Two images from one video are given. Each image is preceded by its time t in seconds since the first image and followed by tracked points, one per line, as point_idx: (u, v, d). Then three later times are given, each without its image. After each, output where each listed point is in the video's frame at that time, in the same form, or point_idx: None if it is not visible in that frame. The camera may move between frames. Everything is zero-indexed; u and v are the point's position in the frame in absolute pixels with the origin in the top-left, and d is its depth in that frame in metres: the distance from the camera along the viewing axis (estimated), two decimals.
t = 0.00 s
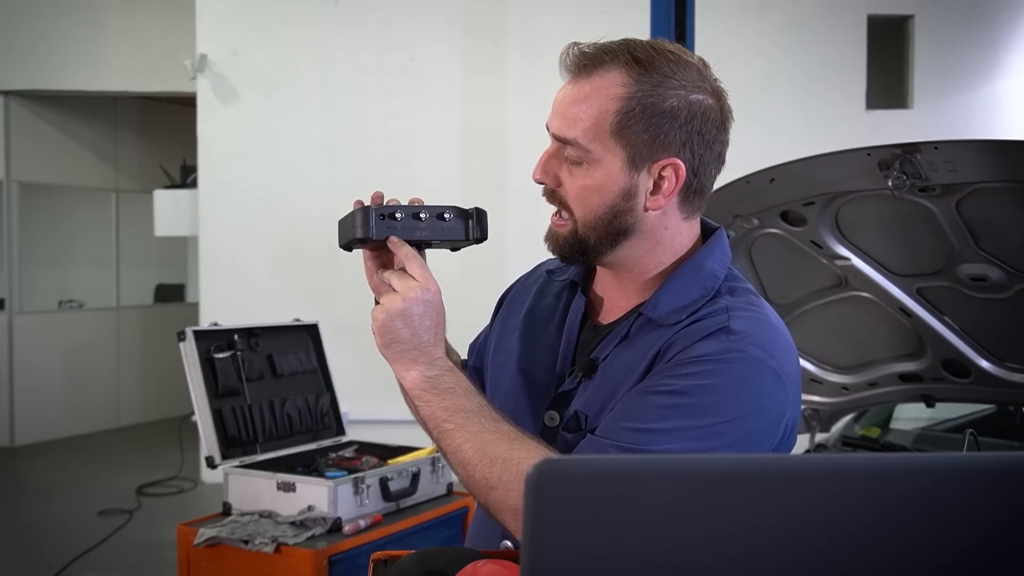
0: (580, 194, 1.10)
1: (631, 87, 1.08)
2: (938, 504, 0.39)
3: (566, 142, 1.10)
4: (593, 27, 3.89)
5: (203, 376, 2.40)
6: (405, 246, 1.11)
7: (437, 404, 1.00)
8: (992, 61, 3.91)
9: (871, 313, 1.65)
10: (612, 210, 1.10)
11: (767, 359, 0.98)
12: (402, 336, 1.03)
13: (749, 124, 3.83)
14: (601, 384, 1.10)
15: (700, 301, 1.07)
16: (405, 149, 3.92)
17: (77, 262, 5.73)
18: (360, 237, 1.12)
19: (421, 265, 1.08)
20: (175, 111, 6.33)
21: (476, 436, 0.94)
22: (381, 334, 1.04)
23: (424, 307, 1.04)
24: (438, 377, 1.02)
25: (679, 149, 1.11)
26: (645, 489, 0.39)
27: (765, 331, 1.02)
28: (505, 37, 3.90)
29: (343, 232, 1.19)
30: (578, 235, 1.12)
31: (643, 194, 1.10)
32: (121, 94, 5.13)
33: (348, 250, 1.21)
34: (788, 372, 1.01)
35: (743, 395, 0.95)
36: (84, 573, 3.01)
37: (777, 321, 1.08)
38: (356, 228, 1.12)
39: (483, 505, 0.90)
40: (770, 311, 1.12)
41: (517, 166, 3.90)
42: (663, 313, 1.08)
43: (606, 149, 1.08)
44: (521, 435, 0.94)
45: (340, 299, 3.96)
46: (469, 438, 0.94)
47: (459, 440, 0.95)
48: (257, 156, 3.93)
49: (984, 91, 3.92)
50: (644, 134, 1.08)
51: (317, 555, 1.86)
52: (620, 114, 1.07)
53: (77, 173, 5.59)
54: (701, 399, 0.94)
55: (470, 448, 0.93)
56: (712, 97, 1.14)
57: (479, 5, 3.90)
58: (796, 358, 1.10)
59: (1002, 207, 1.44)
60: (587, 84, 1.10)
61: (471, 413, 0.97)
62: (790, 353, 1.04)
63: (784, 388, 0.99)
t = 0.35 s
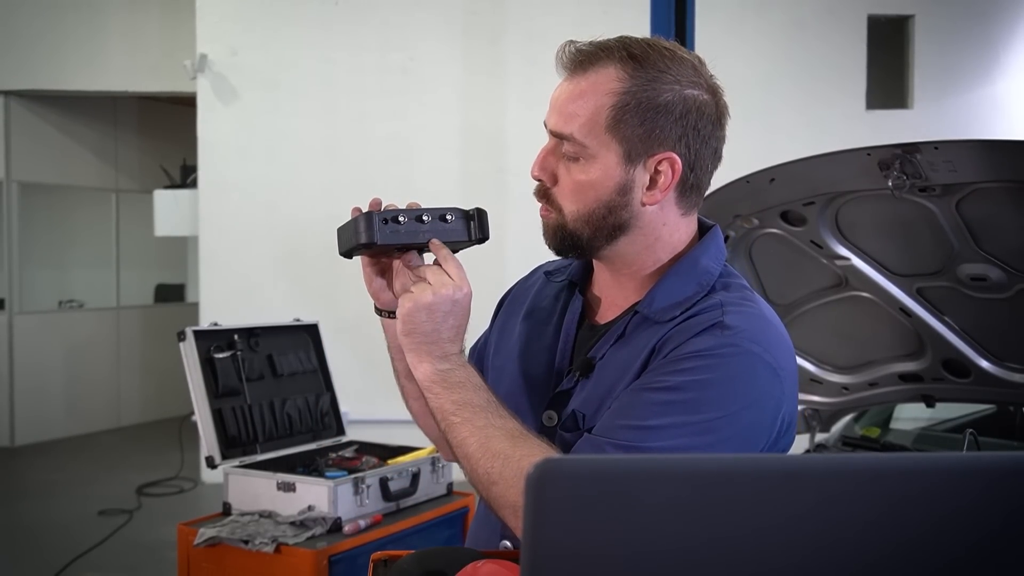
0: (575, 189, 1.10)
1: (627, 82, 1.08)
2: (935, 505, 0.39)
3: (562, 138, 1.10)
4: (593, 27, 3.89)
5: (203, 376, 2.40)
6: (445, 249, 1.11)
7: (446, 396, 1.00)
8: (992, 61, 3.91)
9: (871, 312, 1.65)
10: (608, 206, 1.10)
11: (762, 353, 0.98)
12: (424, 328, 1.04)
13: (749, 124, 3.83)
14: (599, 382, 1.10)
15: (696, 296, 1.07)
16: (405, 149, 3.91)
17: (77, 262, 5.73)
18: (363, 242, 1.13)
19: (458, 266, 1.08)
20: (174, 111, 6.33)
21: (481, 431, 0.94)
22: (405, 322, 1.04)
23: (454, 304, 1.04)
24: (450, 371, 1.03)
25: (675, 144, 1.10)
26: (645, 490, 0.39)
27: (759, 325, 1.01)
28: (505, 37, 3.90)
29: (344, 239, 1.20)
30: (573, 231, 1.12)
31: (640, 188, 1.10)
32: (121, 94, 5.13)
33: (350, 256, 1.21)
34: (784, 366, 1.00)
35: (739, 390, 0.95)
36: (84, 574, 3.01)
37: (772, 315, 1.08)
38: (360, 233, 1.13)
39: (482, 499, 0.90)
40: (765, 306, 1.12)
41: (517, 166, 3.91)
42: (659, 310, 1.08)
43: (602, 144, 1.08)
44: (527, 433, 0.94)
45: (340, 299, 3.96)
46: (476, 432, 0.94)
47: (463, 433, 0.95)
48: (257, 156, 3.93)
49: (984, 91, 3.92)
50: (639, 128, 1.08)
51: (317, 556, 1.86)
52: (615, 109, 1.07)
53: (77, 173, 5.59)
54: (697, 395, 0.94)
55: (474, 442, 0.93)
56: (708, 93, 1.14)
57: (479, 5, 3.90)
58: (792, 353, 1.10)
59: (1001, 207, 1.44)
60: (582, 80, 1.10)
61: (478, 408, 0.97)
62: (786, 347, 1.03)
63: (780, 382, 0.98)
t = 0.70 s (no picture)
0: (574, 192, 1.10)
1: (624, 85, 1.08)
2: (935, 505, 0.39)
3: (560, 141, 1.10)
4: (593, 27, 3.89)
5: (203, 376, 2.40)
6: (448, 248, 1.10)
7: (449, 393, 1.00)
8: (992, 60, 3.91)
9: (871, 312, 1.65)
10: (606, 208, 1.10)
11: (763, 355, 0.98)
12: (426, 324, 1.04)
13: (750, 125, 3.83)
14: (599, 383, 1.10)
15: (696, 298, 1.07)
16: (405, 149, 3.91)
17: (77, 262, 5.73)
18: (363, 249, 1.13)
19: (459, 261, 1.08)
20: (174, 111, 6.33)
21: (482, 429, 0.94)
22: (407, 320, 1.04)
23: (457, 300, 1.04)
24: (453, 368, 1.03)
25: (673, 146, 1.10)
26: (645, 490, 0.39)
27: (760, 327, 1.02)
28: (505, 37, 3.90)
29: (343, 245, 1.20)
30: (572, 234, 1.12)
31: (638, 191, 1.10)
32: (121, 94, 5.13)
33: (349, 261, 1.21)
34: (785, 368, 1.00)
35: (739, 391, 0.95)
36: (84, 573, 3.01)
37: (773, 317, 1.08)
38: (359, 240, 1.12)
39: (484, 497, 0.90)
40: (766, 308, 1.12)
41: (517, 166, 3.91)
42: (659, 311, 1.08)
43: (600, 146, 1.08)
44: (529, 432, 0.94)
45: (340, 299, 3.96)
46: (478, 430, 0.94)
47: (466, 431, 0.95)
48: (257, 156, 3.93)
49: (984, 91, 3.92)
50: (637, 131, 1.08)
51: (317, 556, 1.86)
52: (613, 111, 1.07)
53: (77, 173, 5.59)
54: (697, 396, 0.94)
55: (476, 440, 0.93)
56: (705, 96, 1.14)
57: (479, 5, 3.90)
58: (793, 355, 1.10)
59: (1001, 207, 1.45)
60: (580, 83, 1.10)
61: (480, 406, 0.97)
62: (787, 349, 1.03)
63: (781, 384, 0.98)
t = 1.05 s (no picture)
0: (575, 199, 1.10)
1: (626, 93, 1.08)
2: (935, 506, 0.39)
3: (560, 148, 1.10)
4: (594, 28, 3.89)
5: (203, 376, 2.40)
6: (439, 250, 1.11)
7: (446, 395, 1.00)
8: (992, 61, 3.91)
9: (871, 312, 1.65)
10: (608, 215, 1.10)
11: (762, 355, 0.98)
12: (420, 327, 1.03)
13: (750, 125, 3.83)
14: (598, 383, 1.10)
15: (696, 298, 1.08)
16: (405, 149, 3.91)
17: (77, 262, 5.73)
18: (362, 251, 1.14)
19: (450, 263, 1.08)
20: (174, 111, 6.32)
21: (481, 430, 0.94)
22: (402, 323, 1.04)
23: (449, 301, 1.04)
24: (450, 369, 1.02)
25: (674, 154, 1.11)
26: (645, 489, 0.39)
27: (759, 328, 1.02)
28: (505, 38, 3.90)
29: (343, 247, 1.20)
30: (573, 240, 1.12)
31: (639, 199, 1.10)
32: (121, 95, 5.13)
33: (350, 265, 1.22)
34: (784, 369, 1.01)
35: (739, 392, 0.95)
36: (84, 574, 3.01)
37: (772, 317, 1.08)
38: (359, 243, 1.13)
39: (483, 499, 0.90)
40: (765, 308, 1.12)
41: (517, 166, 3.90)
42: (659, 311, 1.08)
43: (601, 155, 1.08)
44: (528, 434, 0.94)
45: (340, 299, 3.96)
46: (476, 432, 0.94)
47: (464, 432, 0.95)
48: (257, 156, 3.93)
49: (984, 91, 3.93)
50: (639, 139, 1.07)
51: (317, 556, 1.86)
52: (615, 120, 1.07)
53: (77, 173, 5.59)
54: (696, 397, 0.94)
55: (474, 441, 0.93)
56: (706, 101, 1.14)
57: (479, 5, 3.90)
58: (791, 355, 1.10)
59: (1001, 207, 1.45)
60: (580, 89, 1.09)
61: (478, 407, 0.97)
62: (786, 349, 1.04)
63: (780, 385, 0.98)
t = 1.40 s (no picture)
0: (574, 208, 1.10)
1: (627, 104, 1.07)
2: (934, 506, 0.39)
3: (559, 157, 1.09)
4: (593, 28, 3.88)
5: (203, 376, 2.39)
6: (415, 252, 1.11)
7: (439, 401, 0.99)
8: (993, 60, 3.90)
9: (872, 312, 1.65)
10: (607, 225, 1.10)
11: (763, 353, 0.98)
12: (408, 335, 1.02)
13: (752, 125, 3.83)
14: (596, 382, 1.10)
15: (695, 296, 1.07)
16: (405, 149, 3.91)
17: (77, 262, 5.73)
18: (356, 259, 1.12)
19: (429, 266, 1.08)
20: (174, 111, 6.32)
21: (478, 435, 0.94)
22: (387, 333, 1.02)
23: (432, 306, 1.03)
24: (440, 374, 1.02)
25: (674, 164, 1.11)
26: (645, 489, 0.39)
27: (759, 326, 1.02)
28: (505, 37, 3.90)
29: (334, 256, 1.19)
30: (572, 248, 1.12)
31: (639, 209, 1.10)
32: (121, 95, 5.13)
33: (342, 272, 1.20)
34: (785, 367, 1.00)
35: (740, 390, 0.95)
36: (84, 574, 3.01)
37: (771, 316, 1.08)
38: (353, 250, 1.12)
39: (483, 503, 0.90)
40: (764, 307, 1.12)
41: (517, 166, 3.90)
42: (658, 310, 1.08)
43: (602, 166, 1.07)
44: (524, 436, 0.94)
45: (340, 299, 3.95)
46: (472, 438, 0.93)
47: (460, 437, 0.95)
48: (257, 156, 3.93)
49: (984, 91, 3.92)
50: (640, 150, 1.07)
51: (317, 556, 1.86)
52: (616, 130, 1.06)
53: (76, 173, 5.59)
54: (698, 396, 0.94)
55: (472, 446, 0.93)
56: (706, 110, 1.14)
57: (479, 5, 3.90)
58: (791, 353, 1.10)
59: (1001, 207, 1.45)
60: (580, 99, 1.08)
61: (472, 412, 0.97)
62: (787, 348, 1.04)
63: (781, 384, 0.98)
